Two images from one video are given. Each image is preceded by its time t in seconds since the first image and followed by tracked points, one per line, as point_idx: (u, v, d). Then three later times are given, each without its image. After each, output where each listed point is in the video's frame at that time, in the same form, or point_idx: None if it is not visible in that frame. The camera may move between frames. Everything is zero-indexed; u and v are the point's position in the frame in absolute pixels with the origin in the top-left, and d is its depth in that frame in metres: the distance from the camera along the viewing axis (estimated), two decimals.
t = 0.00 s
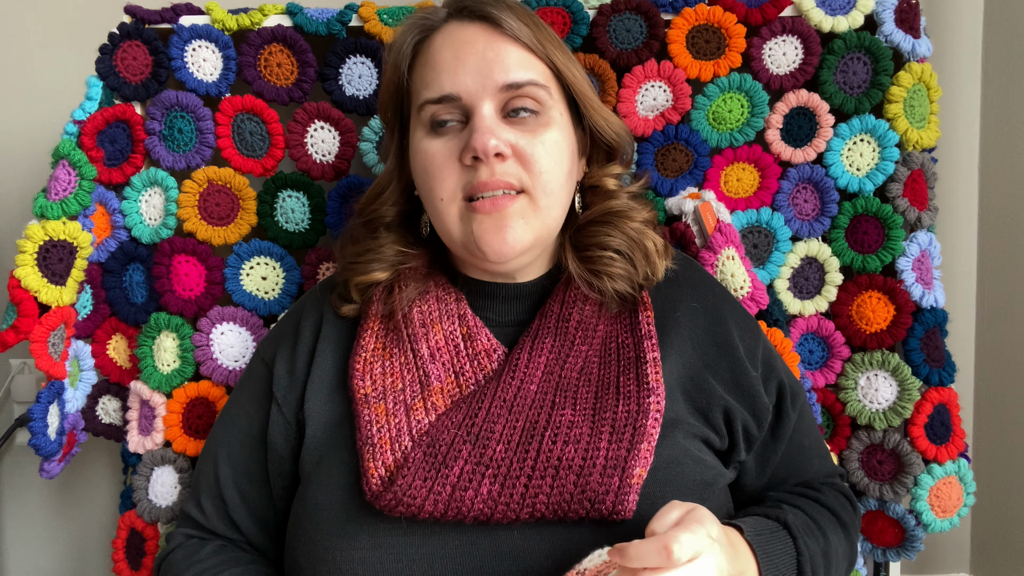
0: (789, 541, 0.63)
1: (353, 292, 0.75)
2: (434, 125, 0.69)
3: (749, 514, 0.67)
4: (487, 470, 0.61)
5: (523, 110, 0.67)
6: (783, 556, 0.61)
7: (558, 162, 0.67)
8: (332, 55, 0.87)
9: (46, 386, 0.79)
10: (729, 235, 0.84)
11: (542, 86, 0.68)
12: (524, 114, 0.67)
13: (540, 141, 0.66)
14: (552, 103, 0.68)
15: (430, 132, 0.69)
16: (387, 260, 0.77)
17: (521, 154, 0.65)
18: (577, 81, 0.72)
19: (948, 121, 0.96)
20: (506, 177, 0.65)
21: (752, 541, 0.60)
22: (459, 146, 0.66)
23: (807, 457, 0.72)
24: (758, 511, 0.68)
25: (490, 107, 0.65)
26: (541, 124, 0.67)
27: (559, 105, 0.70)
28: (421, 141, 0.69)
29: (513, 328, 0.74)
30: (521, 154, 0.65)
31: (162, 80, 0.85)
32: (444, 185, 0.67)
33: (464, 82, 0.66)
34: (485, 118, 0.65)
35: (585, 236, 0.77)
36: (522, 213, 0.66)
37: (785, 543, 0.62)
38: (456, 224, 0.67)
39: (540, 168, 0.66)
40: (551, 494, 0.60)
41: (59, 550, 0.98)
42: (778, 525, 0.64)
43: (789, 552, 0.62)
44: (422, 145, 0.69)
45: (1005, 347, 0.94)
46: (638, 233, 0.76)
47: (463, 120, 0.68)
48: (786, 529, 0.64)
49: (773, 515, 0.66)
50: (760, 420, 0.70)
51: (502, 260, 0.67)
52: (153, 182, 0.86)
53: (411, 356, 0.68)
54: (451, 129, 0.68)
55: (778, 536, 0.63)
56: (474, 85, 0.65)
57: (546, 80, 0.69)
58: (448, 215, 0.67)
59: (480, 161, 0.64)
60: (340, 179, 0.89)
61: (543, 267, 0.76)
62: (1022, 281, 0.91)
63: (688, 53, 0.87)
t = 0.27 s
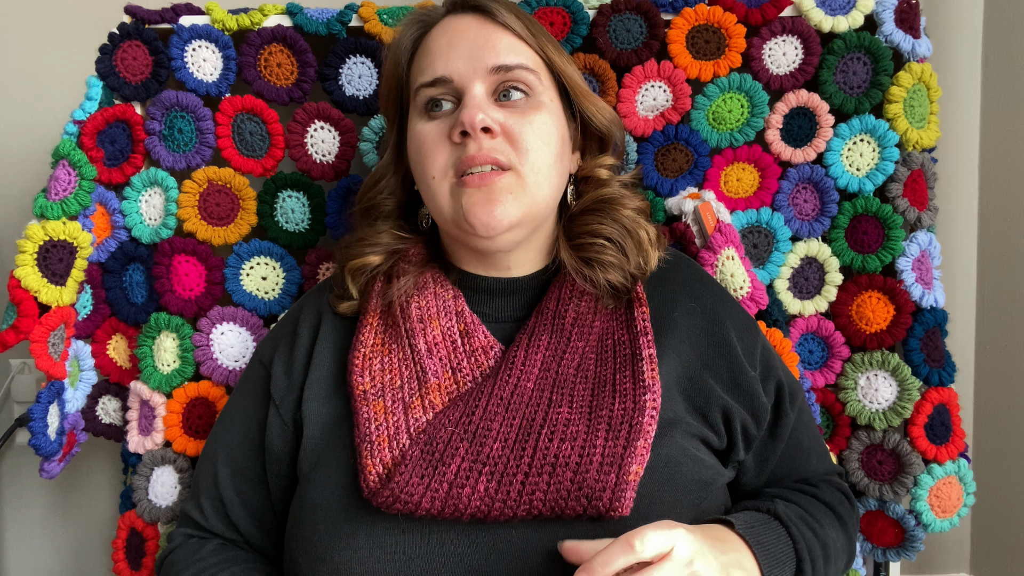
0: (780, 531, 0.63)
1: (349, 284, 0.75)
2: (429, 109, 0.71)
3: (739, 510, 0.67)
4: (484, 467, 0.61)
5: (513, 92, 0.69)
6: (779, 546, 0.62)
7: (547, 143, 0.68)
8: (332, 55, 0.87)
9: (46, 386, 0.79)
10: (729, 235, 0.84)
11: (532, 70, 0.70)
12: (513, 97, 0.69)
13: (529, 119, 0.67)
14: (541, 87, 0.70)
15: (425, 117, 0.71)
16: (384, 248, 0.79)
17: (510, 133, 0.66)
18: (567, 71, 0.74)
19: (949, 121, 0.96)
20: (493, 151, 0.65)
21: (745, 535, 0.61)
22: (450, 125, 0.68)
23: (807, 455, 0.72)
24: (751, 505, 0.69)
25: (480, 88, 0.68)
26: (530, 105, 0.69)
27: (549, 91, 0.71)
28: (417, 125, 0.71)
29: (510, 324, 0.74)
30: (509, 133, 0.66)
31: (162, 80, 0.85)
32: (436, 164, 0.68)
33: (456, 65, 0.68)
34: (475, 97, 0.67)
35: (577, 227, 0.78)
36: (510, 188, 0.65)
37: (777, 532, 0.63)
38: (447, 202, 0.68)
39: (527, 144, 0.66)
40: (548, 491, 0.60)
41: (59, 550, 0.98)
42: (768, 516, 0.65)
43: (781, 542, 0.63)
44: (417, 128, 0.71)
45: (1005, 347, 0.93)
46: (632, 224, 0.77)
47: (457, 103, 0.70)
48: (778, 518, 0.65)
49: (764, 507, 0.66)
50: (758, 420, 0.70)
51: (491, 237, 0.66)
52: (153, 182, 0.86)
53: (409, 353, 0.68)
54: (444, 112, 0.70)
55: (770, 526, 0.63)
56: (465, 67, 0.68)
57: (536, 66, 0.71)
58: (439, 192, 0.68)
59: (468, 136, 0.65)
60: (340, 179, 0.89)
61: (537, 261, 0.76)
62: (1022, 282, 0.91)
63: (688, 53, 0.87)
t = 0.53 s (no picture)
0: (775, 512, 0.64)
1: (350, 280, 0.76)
2: (435, 104, 0.71)
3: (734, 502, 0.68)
4: (481, 466, 0.61)
5: (518, 90, 0.69)
6: (777, 525, 0.62)
7: (549, 142, 0.68)
8: (333, 55, 0.87)
9: (46, 386, 0.79)
10: (729, 235, 0.84)
11: (537, 68, 0.70)
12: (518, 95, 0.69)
13: (532, 118, 0.67)
14: (546, 86, 0.70)
15: (430, 109, 0.71)
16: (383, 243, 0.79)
17: (513, 130, 0.66)
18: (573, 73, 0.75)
19: (949, 121, 0.96)
20: (494, 146, 0.65)
21: (740, 516, 0.61)
22: (453, 120, 0.68)
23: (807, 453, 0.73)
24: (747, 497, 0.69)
25: (485, 84, 0.68)
26: (535, 103, 0.69)
27: (554, 90, 0.72)
28: (422, 120, 0.71)
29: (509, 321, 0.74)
30: (511, 129, 0.66)
31: (162, 80, 0.85)
32: (438, 157, 0.68)
33: (463, 60, 0.69)
34: (480, 92, 0.67)
35: (576, 225, 0.78)
36: (508, 185, 0.65)
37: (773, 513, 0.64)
38: (447, 196, 0.68)
39: (529, 143, 0.66)
40: (546, 490, 0.60)
41: (59, 549, 0.98)
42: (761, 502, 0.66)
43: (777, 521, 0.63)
44: (422, 122, 0.71)
45: (1005, 347, 0.94)
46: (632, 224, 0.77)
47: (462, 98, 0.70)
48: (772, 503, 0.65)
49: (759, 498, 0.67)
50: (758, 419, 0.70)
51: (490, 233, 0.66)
52: (153, 182, 0.87)
53: (408, 350, 0.68)
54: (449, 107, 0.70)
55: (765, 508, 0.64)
56: (472, 62, 0.68)
57: (542, 65, 0.71)
58: (438, 185, 0.68)
59: (470, 130, 0.65)
60: (340, 180, 0.89)
61: (539, 260, 0.76)
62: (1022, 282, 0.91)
63: (688, 53, 0.87)
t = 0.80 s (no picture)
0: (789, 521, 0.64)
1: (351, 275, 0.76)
2: (438, 101, 0.71)
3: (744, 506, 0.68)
4: (485, 460, 0.61)
5: (521, 89, 0.69)
6: (789, 534, 0.63)
7: (550, 142, 0.68)
8: (332, 55, 0.87)
9: (46, 386, 0.79)
10: (729, 235, 0.84)
11: (541, 68, 0.70)
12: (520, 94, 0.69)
13: (534, 118, 0.67)
14: (549, 85, 0.70)
15: (432, 107, 0.71)
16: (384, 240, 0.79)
17: (514, 130, 0.66)
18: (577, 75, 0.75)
19: (949, 122, 0.96)
20: (495, 144, 0.65)
21: (757, 526, 0.61)
22: (455, 118, 0.68)
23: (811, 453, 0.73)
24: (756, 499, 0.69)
25: (488, 83, 0.68)
26: (537, 103, 0.69)
27: (557, 90, 0.72)
28: (424, 117, 0.71)
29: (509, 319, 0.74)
30: (513, 129, 0.66)
31: (162, 80, 0.85)
32: (439, 155, 0.68)
33: (466, 57, 0.69)
34: (482, 90, 0.67)
35: (579, 226, 0.78)
36: (508, 186, 0.65)
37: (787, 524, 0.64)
38: (448, 194, 0.68)
39: (530, 144, 0.66)
40: (550, 484, 0.60)
41: (59, 549, 0.98)
42: (774, 508, 0.66)
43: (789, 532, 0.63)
44: (424, 120, 0.71)
45: (1005, 347, 0.94)
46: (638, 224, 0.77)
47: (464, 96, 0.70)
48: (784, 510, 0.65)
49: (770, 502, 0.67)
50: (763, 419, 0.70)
51: (488, 234, 0.66)
52: (153, 182, 0.87)
53: (411, 346, 0.68)
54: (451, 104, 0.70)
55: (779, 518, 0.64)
56: (475, 60, 0.68)
57: (545, 64, 0.71)
58: (439, 184, 0.68)
59: (472, 128, 0.65)
60: (340, 179, 0.89)
61: (542, 257, 0.76)
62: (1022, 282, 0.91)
63: (688, 53, 0.87)
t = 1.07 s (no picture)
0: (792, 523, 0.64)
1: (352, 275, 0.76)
2: (439, 102, 0.71)
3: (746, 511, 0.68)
4: (480, 459, 0.61)
5: (522, 92, 0.69)
6: (793, 538, 0.63)
7: (550, 148, 0.68)
8: (332, 55, 0.87)
9: (46, 386, 0.79)
10: (729, 235, 0.84)
11: (543, 71, 0.70)
12: (522, 97, 0.69)
13: (534, 123, 0.67)
14: (551, 89, 0.70)
15: (434, 107, 0.72)
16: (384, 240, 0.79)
17: (513, 134, 0.66)
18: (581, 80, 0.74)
19: (949, 121, 0.96)
20: (493, 149, 0.65)
21: (762, 531, 0.61)
22: (455, 121, 0.68)
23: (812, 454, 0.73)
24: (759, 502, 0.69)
25: (490, 86, 0.68)
26: (537, 107, 0.69)
27: (560, 94, 0.71)
28: (425, 118, 0.72)
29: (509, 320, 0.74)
30: (511, 133, 0.66)
31: (162, 80, 0.85)
32: (438, 156, 0.68)
33: (468, 59, 0.69)
34: (483, 94, 0.67)
35: (582, 232, 0.78)
36: (504, 191, 0.65)
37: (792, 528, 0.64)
38: (444, 197, 0.68)
39: (529, 150, 0.66)
40: (544, 484, 0.60)
41: (59, 549, 0.98)
42: (777, 511, 0.66)
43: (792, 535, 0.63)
44: (425, 121, 0.71)
45: (1005, 347, 0.94)
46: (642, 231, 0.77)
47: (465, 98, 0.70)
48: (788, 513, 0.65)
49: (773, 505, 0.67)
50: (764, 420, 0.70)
51: (482, 237, 0.66)
52: (154, 181, 0.87)
53: (409, 346, 0.68)
54: (452, 106, 0.70)
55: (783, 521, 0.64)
56: (477, 62, 0.68)
57: (548, 67, 0.71)
58: (437, 187, 0.68)
59: (471, 132, 0.65)
60: (340, 180, 0.89)
61: (543, 257, 0.76)
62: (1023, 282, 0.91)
63: (688, 53, 0.87)
